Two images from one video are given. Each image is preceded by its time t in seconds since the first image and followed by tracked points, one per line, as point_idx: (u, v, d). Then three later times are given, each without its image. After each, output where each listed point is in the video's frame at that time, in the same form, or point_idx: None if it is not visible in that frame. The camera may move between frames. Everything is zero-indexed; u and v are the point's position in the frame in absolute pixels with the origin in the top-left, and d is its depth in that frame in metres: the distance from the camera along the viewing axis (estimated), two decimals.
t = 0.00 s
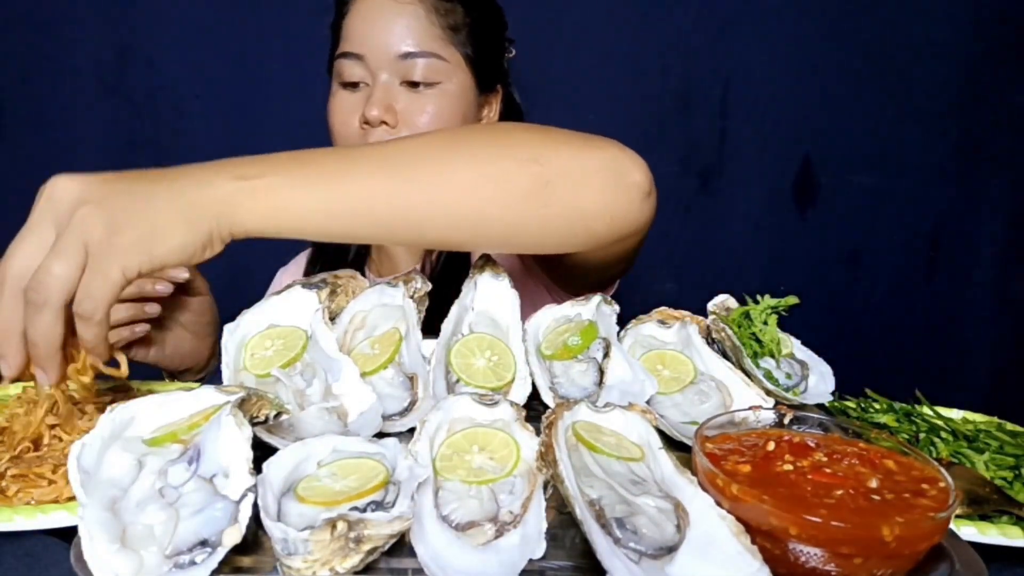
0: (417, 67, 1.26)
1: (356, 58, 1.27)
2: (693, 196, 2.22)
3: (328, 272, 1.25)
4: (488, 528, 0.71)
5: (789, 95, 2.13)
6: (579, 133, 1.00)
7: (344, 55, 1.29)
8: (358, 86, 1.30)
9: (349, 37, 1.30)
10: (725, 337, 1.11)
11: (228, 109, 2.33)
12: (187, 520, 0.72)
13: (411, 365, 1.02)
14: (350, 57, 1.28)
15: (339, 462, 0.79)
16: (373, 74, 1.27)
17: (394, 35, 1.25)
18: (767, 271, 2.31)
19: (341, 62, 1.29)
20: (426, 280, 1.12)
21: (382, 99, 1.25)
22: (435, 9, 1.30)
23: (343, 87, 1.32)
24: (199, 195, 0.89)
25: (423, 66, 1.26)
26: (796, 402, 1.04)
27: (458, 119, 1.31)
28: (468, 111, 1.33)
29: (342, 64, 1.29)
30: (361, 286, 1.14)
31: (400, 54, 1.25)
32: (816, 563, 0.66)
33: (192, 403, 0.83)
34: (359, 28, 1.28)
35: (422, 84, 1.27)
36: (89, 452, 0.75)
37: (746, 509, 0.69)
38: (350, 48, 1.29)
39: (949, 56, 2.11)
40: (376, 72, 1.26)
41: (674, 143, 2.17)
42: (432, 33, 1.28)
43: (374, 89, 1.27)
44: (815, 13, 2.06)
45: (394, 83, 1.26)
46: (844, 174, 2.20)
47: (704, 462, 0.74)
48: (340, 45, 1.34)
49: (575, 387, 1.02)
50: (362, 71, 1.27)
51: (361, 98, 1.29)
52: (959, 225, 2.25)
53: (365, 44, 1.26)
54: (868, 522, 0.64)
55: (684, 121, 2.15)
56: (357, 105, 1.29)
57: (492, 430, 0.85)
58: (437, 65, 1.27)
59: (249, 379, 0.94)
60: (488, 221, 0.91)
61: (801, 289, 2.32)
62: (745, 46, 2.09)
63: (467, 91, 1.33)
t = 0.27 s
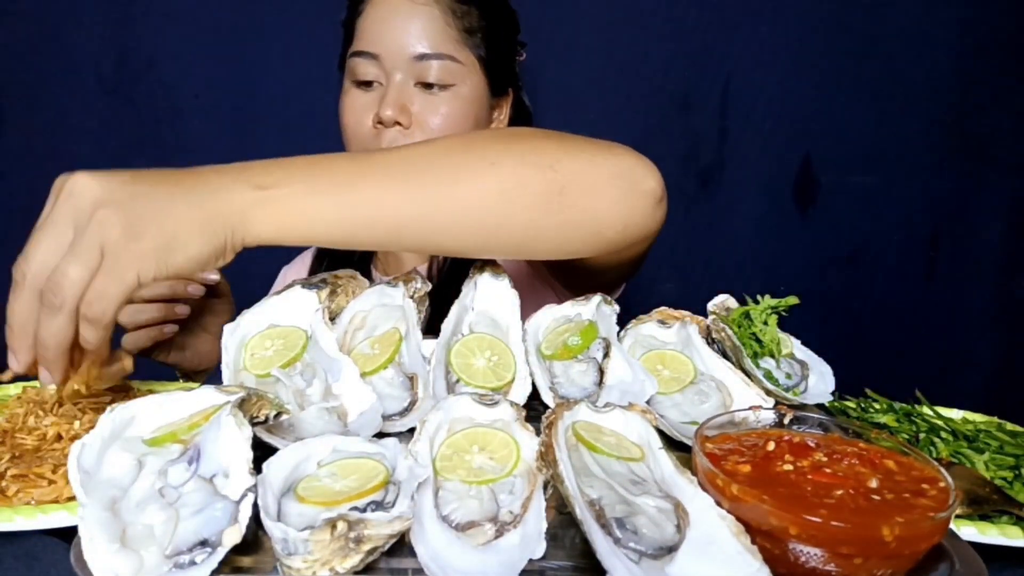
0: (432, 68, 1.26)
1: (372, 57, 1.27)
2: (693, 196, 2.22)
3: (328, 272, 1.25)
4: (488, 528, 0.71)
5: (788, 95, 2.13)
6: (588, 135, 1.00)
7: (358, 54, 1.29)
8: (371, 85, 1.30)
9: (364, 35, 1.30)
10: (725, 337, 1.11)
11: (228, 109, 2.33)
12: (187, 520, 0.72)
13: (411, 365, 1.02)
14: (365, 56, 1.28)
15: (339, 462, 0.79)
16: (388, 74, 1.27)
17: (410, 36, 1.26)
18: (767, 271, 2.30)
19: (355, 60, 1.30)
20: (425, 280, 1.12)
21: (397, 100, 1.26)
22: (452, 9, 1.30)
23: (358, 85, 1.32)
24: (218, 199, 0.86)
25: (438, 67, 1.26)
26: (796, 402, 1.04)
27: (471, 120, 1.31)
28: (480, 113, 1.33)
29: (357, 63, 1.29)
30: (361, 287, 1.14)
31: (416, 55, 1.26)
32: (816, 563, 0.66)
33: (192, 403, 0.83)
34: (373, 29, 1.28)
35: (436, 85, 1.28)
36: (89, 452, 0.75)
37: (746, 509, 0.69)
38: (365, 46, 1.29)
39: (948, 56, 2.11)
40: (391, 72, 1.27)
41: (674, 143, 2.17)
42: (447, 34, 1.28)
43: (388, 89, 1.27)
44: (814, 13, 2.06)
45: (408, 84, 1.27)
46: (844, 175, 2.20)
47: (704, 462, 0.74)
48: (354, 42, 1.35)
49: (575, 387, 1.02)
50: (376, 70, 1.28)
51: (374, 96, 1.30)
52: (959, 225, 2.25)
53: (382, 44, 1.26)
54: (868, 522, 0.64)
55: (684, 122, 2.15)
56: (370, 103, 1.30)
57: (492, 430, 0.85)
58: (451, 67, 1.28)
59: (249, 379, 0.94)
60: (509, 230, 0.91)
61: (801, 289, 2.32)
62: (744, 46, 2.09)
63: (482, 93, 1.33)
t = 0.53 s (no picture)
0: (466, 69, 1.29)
1: (406, 56, 1.29)
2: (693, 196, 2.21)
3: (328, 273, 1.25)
4: (488, 528, 0.71)
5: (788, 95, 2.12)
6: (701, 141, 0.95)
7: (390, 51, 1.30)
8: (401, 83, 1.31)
9: (394, 33, 1.31)
10: (725, 337, 1.11)
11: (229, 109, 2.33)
12: (187, 520, 0.72)
13: (411, 365, 1.02)
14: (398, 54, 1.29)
15: (340, 463, 0.79)
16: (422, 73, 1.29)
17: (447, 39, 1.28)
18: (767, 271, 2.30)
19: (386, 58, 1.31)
20: (425, 280, 1.12)
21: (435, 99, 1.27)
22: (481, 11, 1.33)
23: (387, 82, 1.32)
24: (368, 94, 0.76)
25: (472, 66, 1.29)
26: (796, 402, 1.04)
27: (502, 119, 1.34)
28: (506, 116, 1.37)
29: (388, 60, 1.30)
30: (361, 287, 1.14)
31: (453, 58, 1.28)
32: (816, 563, 0.66)
33: (192, 403, 0.83)
34: (406, 29, 1.29)
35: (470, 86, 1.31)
36: (89, 452, 0.75)
37: (746, 510, 0.69)
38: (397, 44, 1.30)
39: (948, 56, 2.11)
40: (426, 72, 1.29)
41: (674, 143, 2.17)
42: (479, 36, 1.31)
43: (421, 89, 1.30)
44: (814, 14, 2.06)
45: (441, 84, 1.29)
46: (844, 175, 2.20)
47: (704, 462, 0.74)
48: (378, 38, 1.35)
49: (575, 387, 1.03)
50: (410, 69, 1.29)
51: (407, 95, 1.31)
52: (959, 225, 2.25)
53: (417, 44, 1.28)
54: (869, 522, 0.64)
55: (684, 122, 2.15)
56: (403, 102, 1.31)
57: (492, 430, 0.85)
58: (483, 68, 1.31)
59: (249, 379, 0.94)
60: (608, 204, 0.83)
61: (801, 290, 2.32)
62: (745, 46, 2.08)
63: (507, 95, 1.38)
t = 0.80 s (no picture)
0: (530, 69, 1.29)
1: (473, 51, 1.26)
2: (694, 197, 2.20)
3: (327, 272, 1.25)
4: (488, 528, 0.70)
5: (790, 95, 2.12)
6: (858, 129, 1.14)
7: (454, 46, 1.28)
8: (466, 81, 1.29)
9: (457, 29, 1.28)
10: (725, 337, 1.11)
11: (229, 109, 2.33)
12: (187, 520, 0.72)
13: (411, 365, 1.02)
14: (467, 50, 1.27)
15: (340, 462, 0.79)
16: (488, 71, 1.27)
17: (517, 38, 1.27)
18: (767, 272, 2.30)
19: (450, 53, 1.28)
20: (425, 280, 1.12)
21: (500, 100, 1.27)
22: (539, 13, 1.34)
23: (449, 79, 1.29)
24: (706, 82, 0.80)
25: (536, 69, 1.30)
26: (796, 402, 1.04)
27: (553, 122, 1.36)
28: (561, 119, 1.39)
29: (452, 56, 1.28)
30: (361, 286, 1.14)
31: (523, 57, 1.27)
32: (817, 563, 0.66)
33: (192, 403, 0.82)
34: (471, 23, 1.27)
35: (534, 86, 1.31)
36: (89, 451, 0.75)
37: (746, 510, 0.69)
38: (463, 40, 1.27)
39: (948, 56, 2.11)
40: (494, 70, 1.27)
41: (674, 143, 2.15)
42: (541, 36, 1.32)
43: (485, 87, 1.28)
44: (815, 15, 2.05)
45: (508, 83, 1.28)
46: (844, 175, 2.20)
47: (704, 462, 0.74)
48: (433, 32, 1.32)
49: (575, 387, 1.03)
50: (480, 67, 1.27)
51: (469, 93, 1.29)
52: (959, 226, 2.25)
53: (489, 41, 1.26)
54: (869, 522, 0.64)
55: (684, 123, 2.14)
56: (468, 99, 1.28)
57: (492, 430, 0.85)
58: (546, 69, 1.32)
59: (249, 379, 0.94)
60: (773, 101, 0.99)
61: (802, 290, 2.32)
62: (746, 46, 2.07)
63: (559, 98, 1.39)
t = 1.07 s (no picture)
0: (575, 70, 1.30)
1: (519, 49, 1.27)
2: (694, 197, 2.20)
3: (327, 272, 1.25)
4: (489, 528, 0.70)
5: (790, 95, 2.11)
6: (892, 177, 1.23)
7: (501, 44, 1.29)
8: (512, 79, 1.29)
9: (502, 27, 1.29)
10: (725, 337, 1.09)
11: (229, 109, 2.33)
12: (187, 521, 0.72)
13: (411, 365, 1.02)
14: (512, 48, 1.28)
15: (340, 462, 0.79)
16: (534, 70, 1.28)
17: (564, 40, 1.28)
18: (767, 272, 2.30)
19: (496, 50, 1.29)
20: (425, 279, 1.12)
21: (544, 99, 1.28)
22: (581, 14, 1.34)
23: (494, 76, 1.30)
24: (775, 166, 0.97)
25: (580, 69, 1.30)
26: (796, 402, 1.04)
27: (594, 122, 1.37)
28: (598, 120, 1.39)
29: (498, 54, 1.29)
30: (361, 287, 1.14)
31: (568, 58, 1.28)
32: (816, 563, 0.66)
33: (191, 403, 0.82)
34: (518, 22, 1.28)
35: (576, 87, 1.32)
36: (89, 451, 0.75)
37: (746, 510, 0.69)
38: (510, 37, 1.28)
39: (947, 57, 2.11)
40: (538, 69, 1.28)
41: (674, 143, 2.15)
42: (584, 37, 1.32)
43: (528, 86, 1.29)
44: (816, 15, 2.05)
45: (552, 83, 1.29)
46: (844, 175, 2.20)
47: (704, 462, 0.74)
48: (478, 30, 1.32)
49: (575, 387, 1.03)
50: (527, 64, 1.28)
51: (512, 91, 1.29)
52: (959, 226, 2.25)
53: (535, 39, 1.27)
54: (868, 522, 0.64)
55: (684, 123, 2.13)
56: (511, 97, 1.29)
57: (492, 430, 0.85)
58: (589, 70, 1.33)
59: (249, 379, 0.94)
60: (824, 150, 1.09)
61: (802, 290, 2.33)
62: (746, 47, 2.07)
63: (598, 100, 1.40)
